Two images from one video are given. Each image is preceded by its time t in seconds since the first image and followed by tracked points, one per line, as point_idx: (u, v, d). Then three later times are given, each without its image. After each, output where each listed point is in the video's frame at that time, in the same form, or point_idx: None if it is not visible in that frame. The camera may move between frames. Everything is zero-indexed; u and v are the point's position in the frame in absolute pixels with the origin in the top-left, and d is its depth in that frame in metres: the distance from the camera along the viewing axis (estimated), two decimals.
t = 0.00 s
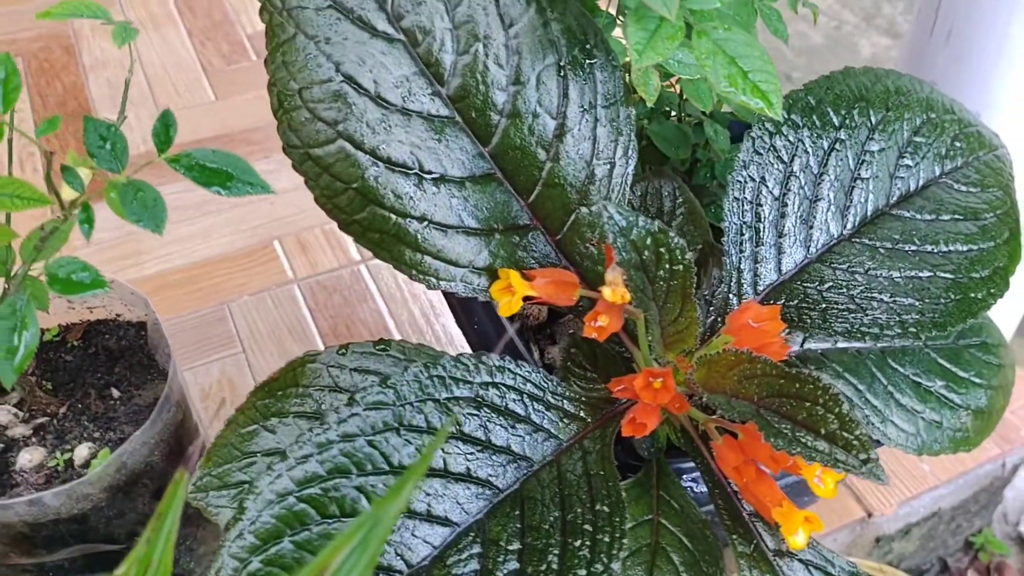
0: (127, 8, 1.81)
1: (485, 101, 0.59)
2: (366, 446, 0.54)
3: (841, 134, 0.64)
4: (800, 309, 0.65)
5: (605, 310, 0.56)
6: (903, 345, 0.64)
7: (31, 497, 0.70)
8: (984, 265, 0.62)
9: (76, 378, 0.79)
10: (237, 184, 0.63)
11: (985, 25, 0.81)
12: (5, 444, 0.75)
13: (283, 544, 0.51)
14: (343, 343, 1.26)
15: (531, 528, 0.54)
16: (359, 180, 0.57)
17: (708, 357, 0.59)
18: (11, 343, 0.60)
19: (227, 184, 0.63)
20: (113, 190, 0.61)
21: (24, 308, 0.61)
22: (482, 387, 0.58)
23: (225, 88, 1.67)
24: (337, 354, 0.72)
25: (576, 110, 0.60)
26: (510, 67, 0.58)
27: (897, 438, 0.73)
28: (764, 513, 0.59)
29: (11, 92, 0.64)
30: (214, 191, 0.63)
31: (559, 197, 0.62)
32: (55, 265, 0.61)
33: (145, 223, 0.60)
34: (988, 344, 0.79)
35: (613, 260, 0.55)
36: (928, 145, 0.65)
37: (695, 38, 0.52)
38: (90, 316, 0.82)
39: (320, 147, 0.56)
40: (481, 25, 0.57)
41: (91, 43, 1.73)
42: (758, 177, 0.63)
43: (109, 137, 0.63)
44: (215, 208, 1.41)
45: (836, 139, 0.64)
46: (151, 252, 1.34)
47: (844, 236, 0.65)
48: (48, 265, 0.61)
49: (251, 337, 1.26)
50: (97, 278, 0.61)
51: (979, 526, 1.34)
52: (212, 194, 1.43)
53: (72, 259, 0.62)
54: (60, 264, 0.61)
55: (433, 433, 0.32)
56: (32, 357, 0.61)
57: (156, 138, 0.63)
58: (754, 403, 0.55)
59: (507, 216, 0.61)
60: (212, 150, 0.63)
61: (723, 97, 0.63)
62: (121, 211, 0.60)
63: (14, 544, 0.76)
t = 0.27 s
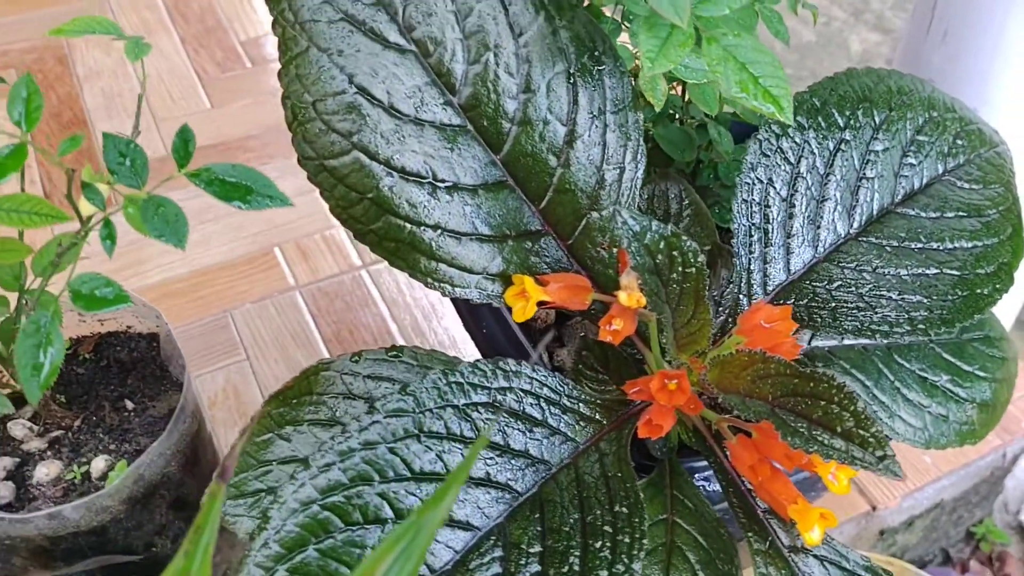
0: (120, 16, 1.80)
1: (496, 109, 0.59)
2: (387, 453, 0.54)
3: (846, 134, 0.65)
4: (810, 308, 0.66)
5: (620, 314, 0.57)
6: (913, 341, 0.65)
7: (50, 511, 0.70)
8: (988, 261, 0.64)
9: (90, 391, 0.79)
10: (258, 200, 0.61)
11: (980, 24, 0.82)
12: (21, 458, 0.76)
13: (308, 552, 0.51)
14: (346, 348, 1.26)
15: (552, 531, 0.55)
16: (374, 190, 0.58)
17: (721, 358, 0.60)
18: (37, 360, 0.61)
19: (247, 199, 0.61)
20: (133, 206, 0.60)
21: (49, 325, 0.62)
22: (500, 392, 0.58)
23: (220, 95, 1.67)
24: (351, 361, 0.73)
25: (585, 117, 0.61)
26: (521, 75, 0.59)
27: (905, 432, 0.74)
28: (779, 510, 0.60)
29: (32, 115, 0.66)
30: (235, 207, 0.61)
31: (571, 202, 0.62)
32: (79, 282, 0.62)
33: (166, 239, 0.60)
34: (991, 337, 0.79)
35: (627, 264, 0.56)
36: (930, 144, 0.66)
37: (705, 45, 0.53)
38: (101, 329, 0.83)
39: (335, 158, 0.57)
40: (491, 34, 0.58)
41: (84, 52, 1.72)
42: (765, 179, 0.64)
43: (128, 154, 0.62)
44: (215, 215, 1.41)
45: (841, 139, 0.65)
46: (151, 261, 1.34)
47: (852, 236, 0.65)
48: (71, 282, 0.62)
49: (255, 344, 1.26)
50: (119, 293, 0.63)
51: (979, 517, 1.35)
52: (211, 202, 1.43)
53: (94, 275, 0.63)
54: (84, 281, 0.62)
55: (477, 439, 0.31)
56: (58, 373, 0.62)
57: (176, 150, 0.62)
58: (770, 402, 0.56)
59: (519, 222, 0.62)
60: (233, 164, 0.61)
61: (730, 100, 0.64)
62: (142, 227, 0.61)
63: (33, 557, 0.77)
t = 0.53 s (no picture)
0: (111, 25, 1.80)
1: (504, 119, 0.60)
2: (402, 461, 0.55)
3: (848, 137, 0.66)
4: (815, 310, 0.66)
5: (630, 319, 0.57)
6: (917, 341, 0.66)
7: (65, 525, 0.71)
8: (989, 260, 0.64)
9: (99, 404, 0.80)
10: (272, 213, 0.59)
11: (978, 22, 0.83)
12: (33, 472, 0.76)
13: (327, 562, 0.51)
14: (347, 355, 1.27)
15: (567, 535, 0.55)
16: (384, 201, 0.58)
17: (730, 360, 0.61)
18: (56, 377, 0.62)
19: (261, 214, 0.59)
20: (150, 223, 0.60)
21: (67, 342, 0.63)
22: (513, 399, 0.59)
23: (214, 103, 1.67)
24: (360, 369, 0.73)
25: (592, 124, 0.61)
26: (528, 84, 0.60)
27: (908, 429, 0.76)
28: (789, 510, 0.61)
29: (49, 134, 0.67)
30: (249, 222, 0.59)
31: (578, 209, 0.63)
32: (95, 298, 0.62)
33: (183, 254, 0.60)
34: (991, 333, 0.80)
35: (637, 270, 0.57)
36: (930, 145, 0.67)
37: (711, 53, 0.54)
38: (109, 342, 0.83)
39: (345, 169, 0.58)
40: (498, 44, 0.58)
41: (77, 62, 1.72)
42: (769, 183, 0.64)
43: (143, 170, 0.61)
44: (213, 223, 1.41)
45: (843, 142, 0.66)
46: (151, 270, 1.34)
47: (854, 237, 0.66)
48: (88, 299, 0.62)
49: (256, 351, 1.26)
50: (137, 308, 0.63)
51: (977, 510, 1.36)
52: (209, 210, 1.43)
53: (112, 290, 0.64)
54: (100, 297, 0.62)
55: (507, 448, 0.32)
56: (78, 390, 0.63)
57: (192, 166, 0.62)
58: (779, 404, 0.57)
59: (527, 230, 0.63)
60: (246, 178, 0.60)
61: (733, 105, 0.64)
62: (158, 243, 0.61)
63: (47, 570, 0.77)
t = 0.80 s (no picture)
0: (96, 33, 1.79)
1: (508, 130, 0.60)
2: (415, 473, 0.55)
3: (847, 141, 0.66)
4: (819, 314, 0.66)
5: (637, 327, 0.58)
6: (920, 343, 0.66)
7: (73, 542, 0.71)
8: (989, 261, 0.65)
9: (102, 418, 0.79)
10: (282, 228, 0.58)
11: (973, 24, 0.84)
12: (38, 488, 0.76)
13: None
14: (344, 362, 1.26)
15: (580, 543, 0.55)
16: (392, 213, 0.58)
17: (738, 366, 0.61)
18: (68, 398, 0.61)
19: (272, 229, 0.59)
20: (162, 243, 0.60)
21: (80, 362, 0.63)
22: (522, 409, 0.59)
23: (202, 110, 1.66)
24: (365, 380, 0.73)
25: (595, 134, 0.62)
26: (531, 95, 0.60)
27: (909, 429, 0.77)
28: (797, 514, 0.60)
29: (57, 156, 0.67)
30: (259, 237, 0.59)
31: (582, 217, 0.63)
32: (108, 317, 0.63)
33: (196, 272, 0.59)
34: (988, 332, 0.81)
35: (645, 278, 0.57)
36: (928, 148, 0.68)
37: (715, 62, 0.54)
38: (110, 357, 0.82)
39: (351, 183, 0.58)
40: (501, 56, 0.59)
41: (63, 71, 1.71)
42: (771, 189, 0.65)
43: (152, 187, 0.60)
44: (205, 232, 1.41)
45: (843, 147, 0.66)
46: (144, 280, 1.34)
47: (856, 241, 0.67)
48: (101, 317, 0.63)
49: (252, 360, 1.26)
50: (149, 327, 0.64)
51: (972, 504, 1.37)
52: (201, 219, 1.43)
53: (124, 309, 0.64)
54: (112, 316, 0.63)
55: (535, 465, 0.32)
56: (92, 410, 0.63)
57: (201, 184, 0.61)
58: (788, 409, 0.58)
59: (532, 240, 0.63)
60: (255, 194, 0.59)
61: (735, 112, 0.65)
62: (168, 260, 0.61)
63: None
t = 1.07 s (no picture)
0: (84, 38, 1.78)
1: (517, 134, 0.60)
2: (430, 480, 0.54)
3: (852, 143, 0.67)
4: (828, 315, 0.67)
5: (649, 330, 0.58)
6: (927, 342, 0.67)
7: (82, 554, 0.70)
8: (994, 261, 0.65)
9: (107, 428, 0.79)
10: (297, 239, 0.57)
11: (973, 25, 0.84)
12: (44, 500, 0.76)
13: None
14: (342, 366, 1.26)
15: (595, 548, 0.55)
16: (402, 220, 0.58)
17: (748, 367, 0.61)
18: (83, 410, 0.62)
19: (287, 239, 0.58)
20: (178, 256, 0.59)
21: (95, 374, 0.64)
22: (536, 414, 0.59)
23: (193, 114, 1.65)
24: (372, 386, 0.73)
25: (603, 138, 0.62)
26: (540, 100, 0.60)
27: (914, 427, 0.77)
28: (807, 514, 0.61)
29: (72, 167, 0.64)
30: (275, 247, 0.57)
31: (591, 221, 0.63)
32: (122, 329, 0.64)
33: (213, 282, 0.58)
34: (989, 328, 0.81)
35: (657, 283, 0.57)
36: (931, 148, 0.68)
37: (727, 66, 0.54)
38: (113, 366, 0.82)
39: (362, 190, 0.57)
40: (510, 61, 0.59)
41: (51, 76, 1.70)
42: (779, 191, 0.65)
43: (166, 198, 0.58)
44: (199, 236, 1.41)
45: (848, 148, 0.67)
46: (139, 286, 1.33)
47: (862, 241, 0.67)
48: (116, 329, 0.63)
49: (249, 365, 1.25)
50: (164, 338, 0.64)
51: (967, 498, 1.37)
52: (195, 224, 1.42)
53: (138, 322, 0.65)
54: (127, 328, 0.63)
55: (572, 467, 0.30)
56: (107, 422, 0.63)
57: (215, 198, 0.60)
58: (801, 410, 0.58)
59: (542, 245, 0.63)
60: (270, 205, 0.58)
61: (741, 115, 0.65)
62: (182, 270, 0.59)
63: None
